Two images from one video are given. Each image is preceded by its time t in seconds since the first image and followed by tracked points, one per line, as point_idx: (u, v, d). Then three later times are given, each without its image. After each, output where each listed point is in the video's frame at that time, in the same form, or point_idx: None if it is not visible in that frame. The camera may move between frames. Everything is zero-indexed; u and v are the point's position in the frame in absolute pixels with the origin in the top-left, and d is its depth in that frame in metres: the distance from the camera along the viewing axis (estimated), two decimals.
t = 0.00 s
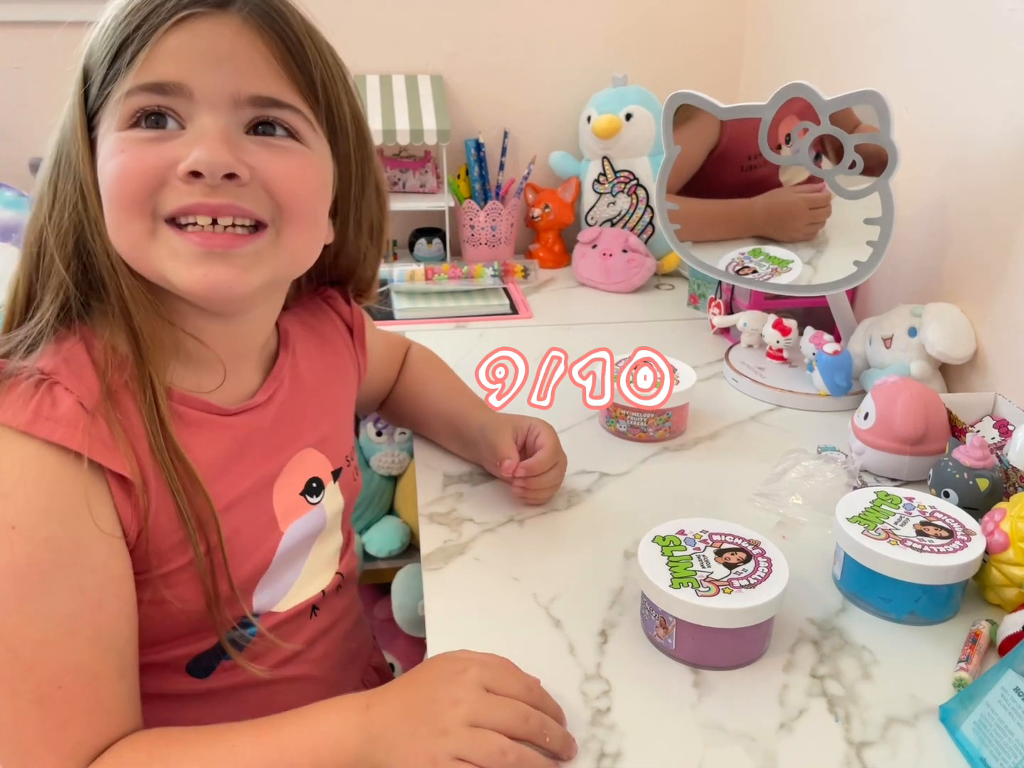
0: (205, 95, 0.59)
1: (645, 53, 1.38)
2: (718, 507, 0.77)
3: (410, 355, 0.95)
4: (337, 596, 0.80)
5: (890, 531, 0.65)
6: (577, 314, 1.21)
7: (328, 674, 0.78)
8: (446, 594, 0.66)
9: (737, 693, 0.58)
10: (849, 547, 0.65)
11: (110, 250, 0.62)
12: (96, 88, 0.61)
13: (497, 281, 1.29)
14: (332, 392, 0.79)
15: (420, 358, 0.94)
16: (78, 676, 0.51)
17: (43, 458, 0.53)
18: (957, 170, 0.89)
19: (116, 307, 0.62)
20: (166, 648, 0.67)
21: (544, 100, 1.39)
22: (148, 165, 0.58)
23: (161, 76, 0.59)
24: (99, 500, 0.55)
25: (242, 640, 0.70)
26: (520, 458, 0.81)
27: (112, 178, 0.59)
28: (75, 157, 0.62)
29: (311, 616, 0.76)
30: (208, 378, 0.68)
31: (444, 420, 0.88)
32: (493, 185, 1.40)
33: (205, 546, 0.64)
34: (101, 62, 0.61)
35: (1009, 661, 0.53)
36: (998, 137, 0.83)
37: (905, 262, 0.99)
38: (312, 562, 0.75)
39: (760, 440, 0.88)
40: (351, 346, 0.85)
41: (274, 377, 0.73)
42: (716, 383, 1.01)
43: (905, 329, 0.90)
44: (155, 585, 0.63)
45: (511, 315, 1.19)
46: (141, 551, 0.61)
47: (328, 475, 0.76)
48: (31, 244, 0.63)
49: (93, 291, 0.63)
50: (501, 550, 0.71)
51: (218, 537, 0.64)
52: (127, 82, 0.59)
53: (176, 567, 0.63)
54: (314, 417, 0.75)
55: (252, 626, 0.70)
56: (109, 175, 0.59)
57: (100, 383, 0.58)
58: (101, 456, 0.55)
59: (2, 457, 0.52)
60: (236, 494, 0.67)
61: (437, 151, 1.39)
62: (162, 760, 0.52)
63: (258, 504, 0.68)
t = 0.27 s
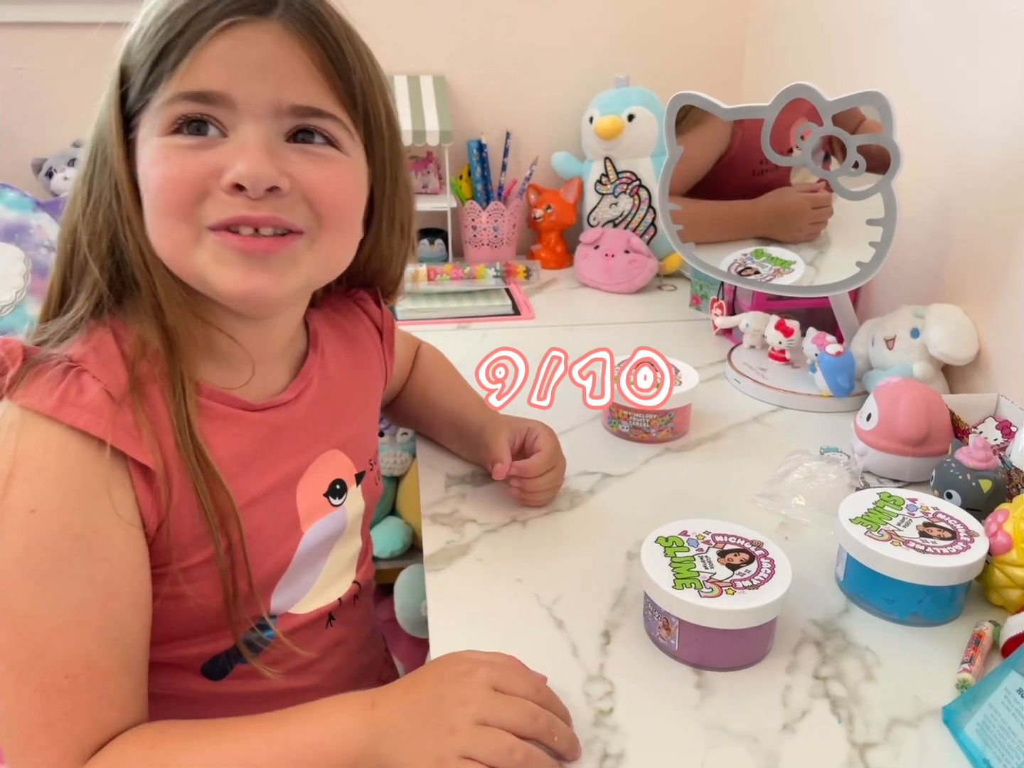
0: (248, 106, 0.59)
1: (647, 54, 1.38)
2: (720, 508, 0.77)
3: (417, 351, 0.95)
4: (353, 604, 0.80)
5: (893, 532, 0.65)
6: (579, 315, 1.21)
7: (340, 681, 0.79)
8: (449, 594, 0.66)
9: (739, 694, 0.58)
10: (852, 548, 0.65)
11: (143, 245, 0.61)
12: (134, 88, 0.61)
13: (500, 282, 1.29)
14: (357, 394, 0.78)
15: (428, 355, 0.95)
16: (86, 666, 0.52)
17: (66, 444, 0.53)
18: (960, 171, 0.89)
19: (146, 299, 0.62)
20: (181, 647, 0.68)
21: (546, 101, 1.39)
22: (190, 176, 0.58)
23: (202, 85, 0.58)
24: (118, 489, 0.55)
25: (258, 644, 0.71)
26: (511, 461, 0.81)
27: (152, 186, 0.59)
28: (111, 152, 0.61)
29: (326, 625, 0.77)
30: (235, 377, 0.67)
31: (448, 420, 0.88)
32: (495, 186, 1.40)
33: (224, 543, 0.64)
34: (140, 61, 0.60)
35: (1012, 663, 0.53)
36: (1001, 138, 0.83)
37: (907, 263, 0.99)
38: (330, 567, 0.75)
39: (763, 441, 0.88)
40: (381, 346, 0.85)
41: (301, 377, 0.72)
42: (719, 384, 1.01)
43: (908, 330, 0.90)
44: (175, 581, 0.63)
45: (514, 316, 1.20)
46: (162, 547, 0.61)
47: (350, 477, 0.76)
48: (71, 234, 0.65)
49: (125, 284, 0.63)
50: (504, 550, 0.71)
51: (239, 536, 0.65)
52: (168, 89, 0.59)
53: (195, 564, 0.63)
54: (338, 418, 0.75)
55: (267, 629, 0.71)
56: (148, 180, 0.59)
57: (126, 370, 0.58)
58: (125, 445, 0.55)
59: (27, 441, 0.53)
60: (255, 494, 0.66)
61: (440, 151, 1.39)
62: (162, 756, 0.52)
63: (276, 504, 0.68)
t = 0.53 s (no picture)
0: (315, 137, 0.56)
1: (649, 55, 1.38)
2: (723, 509, 0.77)
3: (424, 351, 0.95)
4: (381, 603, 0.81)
5: (896, 534, 0.65)
6: (582, 316, 1.21)
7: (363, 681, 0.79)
8: (452, 595, 0.66)
9: (742, 695, 0.58)
10: (856, 550, 0.65)
11: (183, 253, 0.58)
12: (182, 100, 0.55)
13: (501, 283, 1.29)
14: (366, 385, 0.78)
15: (433, 355, 0.95)
16: (114, 657, 0.52)
17: (99, 440, 0.53)
18: (962, 173, 0.89)
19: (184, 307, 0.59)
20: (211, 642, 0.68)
21: (549, 102, 1.39)
22: (255, 209, 0.55)
23: (273, 113, 0.55)
24: (151, 487, 0.55)
25: (286, 641, 0.72)
26: (513, 474, 0.80)
27: (205, 210, 0.55)
28: (147, 153, 0.56)
29: (354, 627, 0.77)
30: (265, 377, 0.67)
31: (452, 421, 0.88)
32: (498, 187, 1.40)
33: (257, 535, 0.65)
34: (188, 69, 0.55)
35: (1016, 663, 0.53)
36: (1003, 139, 0.83)
37: (910, 264, 0.99)
38: (356, 558, 0.76)
39: (766, 442, 0.88)
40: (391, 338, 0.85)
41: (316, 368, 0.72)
42: (722, 385, 1.01)
43: (910, 332, 0.90)
44: (207, 575, 0.63)
45: (516, 317, 1.20)
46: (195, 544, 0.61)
47: (367, 468, 0.76)
48: (98, 226, 0.61)
49: (159, 287, 0.60)
50: (507, 551, 0.71)
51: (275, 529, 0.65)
52: (228, 112, 0.54)
53: (226, 558, 0.63)
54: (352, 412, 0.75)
55: (301, 623, 0.72)
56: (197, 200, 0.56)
57: (161, 371, 0.58)
58: (159, 441, 0.55)
59: (60, 438, 0.53)
60: (283, 489, 0.66)
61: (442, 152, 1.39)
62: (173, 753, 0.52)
63: (301, 496, 0.68)
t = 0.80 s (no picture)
0: (355, 160, 0.57)
1: (650, 55, 1.38)
2: (724, 509, 0.77)
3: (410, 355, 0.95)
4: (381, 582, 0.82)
5: (897, 534, 0.65)
6: (582, 316, 1.21)
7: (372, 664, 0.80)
8: (453, 595, 0.66)
9: (743, 695, 0.58)
10: (857, 550, 0.65)
11: (205, 267, 0.55)
12: (222, 125, 0.52)
13: (502, 283, 1.29)
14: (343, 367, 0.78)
15: (419, 357, 0.95)
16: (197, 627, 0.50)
17: (144, 434, 0.52)
18: (963, 173, 0.89)
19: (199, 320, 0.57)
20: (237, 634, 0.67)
21: (549, 103, 1.39)
22: (303, 233, 0.56)
23: (326, 144, 0.55)
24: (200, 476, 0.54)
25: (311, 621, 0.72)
26: (514, 475, 0.80)
27: (248, 231, 0.55)
28: (178, 169, 0.52)
29: (366, 609, 0.79)
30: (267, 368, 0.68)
31: (448, 422, 0.88)
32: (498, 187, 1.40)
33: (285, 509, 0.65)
34: (237, 101, 0.52)
35: (1017, 664, 0.53)
36: (1004, 139, 0.83)
37: (910, 264, 0.99)
38: (361, 538, 0.77)
39: (767, 442, 0.88)
40: (355, 322, 0.84)
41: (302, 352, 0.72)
42: (723, 385, 1.01)
43: (910, 332, 0.90)
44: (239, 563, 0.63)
45: (516, 317, 1.20)
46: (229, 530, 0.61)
47: (363, 448, 0.76)
48: (80, 226, 0.55)
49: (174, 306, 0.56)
50: (507, 551, 0.71)
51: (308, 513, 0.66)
52: (286, 143, 0.53)
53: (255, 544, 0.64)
54: (345, 396, 0.75)
55: (318, 603, 0.73)
56: (235, 216, 0.55)
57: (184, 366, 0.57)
58: (198, 428, 0.55)
59: (94, 440, 0.51)
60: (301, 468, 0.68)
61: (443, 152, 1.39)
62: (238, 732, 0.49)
63: (315, 483, 0.69)
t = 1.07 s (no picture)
0: (365, 155, 0.59)
1: (650, 55, 1.38)
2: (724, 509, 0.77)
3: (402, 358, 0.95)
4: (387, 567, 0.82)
5: (897, 533, 0.65)
6: (582, 316, 1.21)
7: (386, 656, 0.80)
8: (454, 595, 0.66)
9: (743, 694, 0.58)
10: (857, 550, 0.65)
11: (238, 264, 0.56)
12: (252, 123, 0.52)
13: (502, 283, 1.29)
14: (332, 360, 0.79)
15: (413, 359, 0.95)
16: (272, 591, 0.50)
17: (189, 425, 0.52)
18: (963, 173, 0.89)
19: (229, 316, 0.57)
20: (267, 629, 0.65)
21: (549, 102, 1.39)
22: (326, 226, 0.58)
23: (347, 140, 0.56)
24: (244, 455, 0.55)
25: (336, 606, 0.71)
26: (514, 480, 0.80)
27: (274, 225, 0.56)
28: (207, 170, 0.52)
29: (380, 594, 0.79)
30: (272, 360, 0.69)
31: (448, 424, 0.88)
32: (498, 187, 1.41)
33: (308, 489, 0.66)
34: (267, 103, 0.52)
35: (1017, 664, 0.53)
36: (1004, 139, 0.83)
37: (911, 264, 0.99)
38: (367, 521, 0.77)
39: (767, 442, 0.88)
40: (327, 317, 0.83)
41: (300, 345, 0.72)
42: (723, 385, 1.01)
43: (911, 332, 0.90)
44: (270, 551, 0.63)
45: (516, 317, 1.20)
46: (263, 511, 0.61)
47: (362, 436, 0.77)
48: (102, 229, 0.54)
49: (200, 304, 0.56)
50: (508, 551, 0.71)
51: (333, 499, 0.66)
52: (311, 140, 0.55)
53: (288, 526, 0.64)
54: (340, 388, 0.76)
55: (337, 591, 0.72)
56: (263, 212, 0.55)
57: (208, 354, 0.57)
58: (237, 412, 0.55)
59: (140, 435, 0.51)
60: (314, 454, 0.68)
61: (443, 153, 1.39)
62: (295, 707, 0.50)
63: (330, 471, 0.70)
